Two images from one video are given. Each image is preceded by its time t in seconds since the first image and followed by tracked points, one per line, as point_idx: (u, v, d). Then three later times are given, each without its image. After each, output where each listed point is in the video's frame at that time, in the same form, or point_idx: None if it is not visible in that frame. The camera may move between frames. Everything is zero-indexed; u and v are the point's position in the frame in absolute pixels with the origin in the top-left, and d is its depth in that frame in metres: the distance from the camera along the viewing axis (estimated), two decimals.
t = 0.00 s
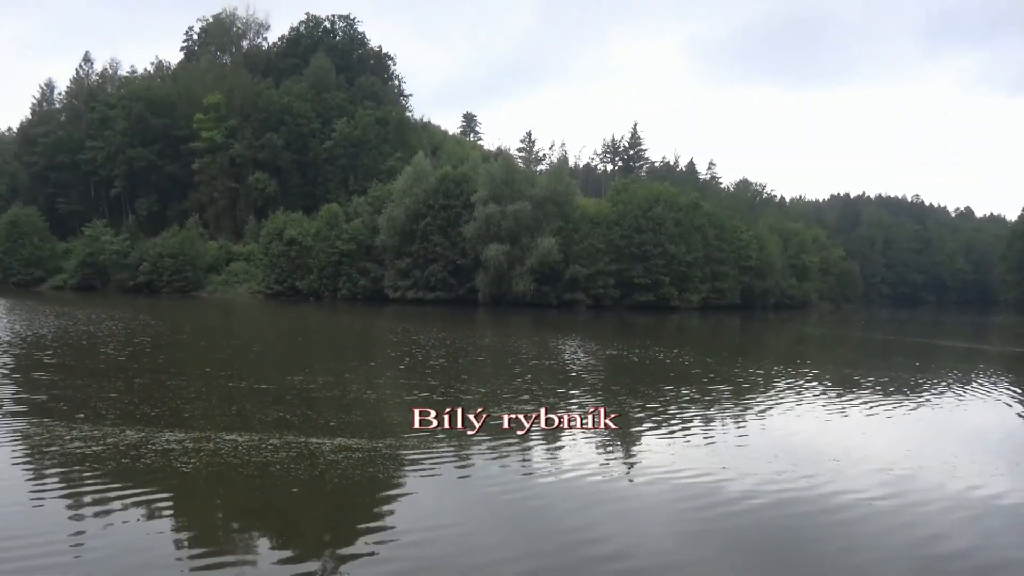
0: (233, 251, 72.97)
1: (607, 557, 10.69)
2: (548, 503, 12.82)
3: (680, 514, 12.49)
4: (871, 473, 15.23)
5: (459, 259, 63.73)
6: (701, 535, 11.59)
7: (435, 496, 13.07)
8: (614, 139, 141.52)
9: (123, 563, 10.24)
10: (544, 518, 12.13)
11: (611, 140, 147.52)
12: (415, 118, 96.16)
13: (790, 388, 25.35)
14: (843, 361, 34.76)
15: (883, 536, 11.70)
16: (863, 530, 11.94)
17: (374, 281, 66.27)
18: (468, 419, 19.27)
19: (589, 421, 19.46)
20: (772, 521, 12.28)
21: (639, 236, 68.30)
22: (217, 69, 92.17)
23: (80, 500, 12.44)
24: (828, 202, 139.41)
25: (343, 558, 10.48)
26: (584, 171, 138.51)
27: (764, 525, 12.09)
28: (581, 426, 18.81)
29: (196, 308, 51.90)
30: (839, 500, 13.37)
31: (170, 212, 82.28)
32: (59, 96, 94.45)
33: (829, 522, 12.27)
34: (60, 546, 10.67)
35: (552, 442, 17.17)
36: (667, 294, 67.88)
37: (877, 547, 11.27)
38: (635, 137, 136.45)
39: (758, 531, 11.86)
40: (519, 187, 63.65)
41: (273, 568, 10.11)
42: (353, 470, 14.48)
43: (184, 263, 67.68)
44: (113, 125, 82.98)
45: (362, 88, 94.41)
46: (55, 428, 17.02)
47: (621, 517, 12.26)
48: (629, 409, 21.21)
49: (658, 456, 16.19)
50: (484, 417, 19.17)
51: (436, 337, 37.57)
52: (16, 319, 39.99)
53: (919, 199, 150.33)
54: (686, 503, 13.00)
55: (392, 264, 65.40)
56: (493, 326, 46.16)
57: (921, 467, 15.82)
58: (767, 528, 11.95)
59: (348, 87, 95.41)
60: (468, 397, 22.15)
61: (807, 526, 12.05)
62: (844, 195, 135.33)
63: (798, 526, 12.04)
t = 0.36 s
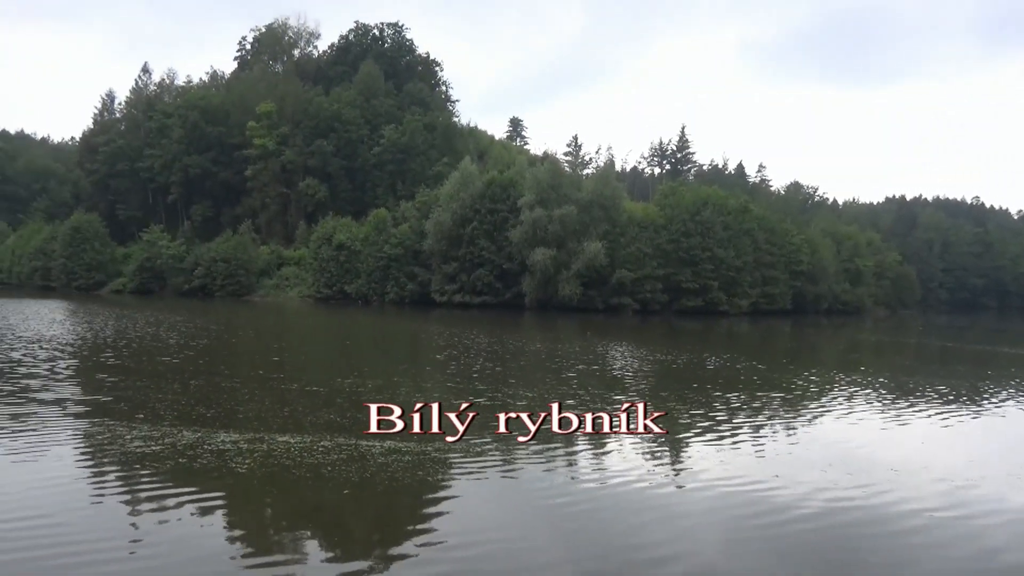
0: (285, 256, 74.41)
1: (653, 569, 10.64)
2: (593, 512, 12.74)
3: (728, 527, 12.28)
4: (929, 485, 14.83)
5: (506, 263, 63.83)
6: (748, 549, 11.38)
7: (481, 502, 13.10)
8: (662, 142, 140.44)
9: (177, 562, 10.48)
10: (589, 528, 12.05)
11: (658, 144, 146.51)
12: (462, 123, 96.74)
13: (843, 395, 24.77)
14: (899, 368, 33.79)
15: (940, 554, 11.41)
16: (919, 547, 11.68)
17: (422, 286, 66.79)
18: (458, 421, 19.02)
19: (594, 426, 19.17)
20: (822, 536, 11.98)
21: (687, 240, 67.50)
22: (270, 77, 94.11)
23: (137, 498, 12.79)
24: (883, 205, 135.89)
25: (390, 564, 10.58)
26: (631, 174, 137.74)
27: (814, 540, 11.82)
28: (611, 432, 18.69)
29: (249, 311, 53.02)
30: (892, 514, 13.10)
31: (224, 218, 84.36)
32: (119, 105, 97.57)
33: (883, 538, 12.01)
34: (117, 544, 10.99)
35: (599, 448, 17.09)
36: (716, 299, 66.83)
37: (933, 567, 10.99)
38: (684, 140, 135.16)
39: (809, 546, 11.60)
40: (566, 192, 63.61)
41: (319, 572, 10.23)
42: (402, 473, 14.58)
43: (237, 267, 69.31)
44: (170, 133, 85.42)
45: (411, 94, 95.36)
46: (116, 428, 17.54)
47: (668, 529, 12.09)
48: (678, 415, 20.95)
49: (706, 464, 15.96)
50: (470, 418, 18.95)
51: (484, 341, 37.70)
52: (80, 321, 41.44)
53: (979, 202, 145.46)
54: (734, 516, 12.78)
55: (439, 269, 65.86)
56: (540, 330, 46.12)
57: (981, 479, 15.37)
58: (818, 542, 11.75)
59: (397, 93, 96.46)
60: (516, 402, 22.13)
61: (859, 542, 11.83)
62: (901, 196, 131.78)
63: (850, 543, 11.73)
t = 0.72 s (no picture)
0: (333, 262, 75.52)
1: None
2: (639, 521, 12.63)
3: (778, 539, 12.01)
4: (990, 498, 14.38)
5: (551, 268, 63.68)
6: (799, 564, 11.10)
7: (527, 509, 13.06)
8: (708, 145, 138.78)
9: (229, 562, 10.71)
10: (634, 537, 11.91)
11: (706, 147, 144.93)
12: (507, 128, 96.99)
13: (898, 402, 24.14)
14: (958, 375, 32.71)
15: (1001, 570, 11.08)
16: (978, 562, 11.36)
17: (467, 291, 67.09)
18: (457, 421, 19.35)
19: (596, 428, 19.38)
20: (876, 551, 11.65)
21: (736, 243, 66.42)
22: (318, 86, 95.78)
23: (193, 499, 13.12)
24: (940, 207, 131.92)
25: (434, 569, 10.65)
26: (678, 178, 136.41)
27: (867, 555, 11.50)
28: (613, 432, 18.93)
29: (299, 316, 53.87)
30: (951, 527, 12.75)
31: (274, 224, 86.02)
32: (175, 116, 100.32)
33: (940, 553, 11.69)
34: (172, 543, 11.27)
35: (646, 454, 16.95)
36: (765, 304, 65.65)
37: None
38: (731, 143, 133.24)
39: (861, 561, 11.29)
40: (611, 196, 63.33)
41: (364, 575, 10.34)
42: (450, 477, 14.69)
43: (286, 272, 70.56)
44: (222, 142, 87.46)
45: (456, 101, 95.91)
46: (173, 430, 18.03)
47: (716, 539, 11.90)
48: (727, 421, 20.66)
49: (755, 471, 15.74)
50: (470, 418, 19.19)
51: (531, 347, 37.72)
52: (138, 326, 42.65)
53: None
54: (784, 527, 12.51)
55: (485, 274, 66.09)
56: (585, 335, 45.88)
57: None
58: (871, 555, 11.51)
59: (443, 100, 97.10)
60: (562, 407, 22.05)
61: (915, 555, 11.54)
62: (958, 197, 127.89)
63: (904, 559, 11.38)
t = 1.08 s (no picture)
0: (377, 265, 76.35)
1: None
2: (682, 528, 12.48)
3: (827, 550, 11.73)
4: None
5: (594, 271, 63.34)
6: None
7: (570, 513, 13.00)
8: (754, 147, 136.92)
9: (274, 561, 10.84)
10: (678, 544, 11.80)
11: (751, 149, 143.07)
12: (550, 132, 96.87)
13: (952, 410, 23.46)
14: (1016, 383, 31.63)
15: None
16: None
17: (509, 294, 67.16)
18: (457, 421, 19.54)
19: (595, 429, 19.59)
20: (926, 562, 11.35)
21: (782, 246, 65.20)
22: (362, 91, 97.05)
23: (239, 499, 13.35)
24: (996, 209, 127.86)
25: (476, 571, 10.70)
26: (722, 180, 134.88)
27: (916, 567, 11.19)
28: (613, 432, 19.16)
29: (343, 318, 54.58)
30: (1008, 540, 12.35)
31: (319, 228, 87.35)
32: (224, 122, 102.56)
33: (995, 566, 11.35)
34: (219, 541, 11.46)
35: (689, 459, 16.75)
36: (812, 308, 64.32)
37: None
38: (778, 145, 131.17)
39: (911, 573, 10.98)
40: (654, 199, 62.88)
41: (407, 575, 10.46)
42: (493, 480, 14.72)
43: (331, 275, 71.55)
44: (269, 147, 89.12)
45: (498, 104, 96.01)
46: (222, 430, 18.42)
47: (762, 548, 11.69)
48: (772, 427, 20.32)
49: (801, 478, 15.47)
50: (470, 418, 19.38)
51: (574, 350, 37.65)
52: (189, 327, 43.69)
53: None
54: (833, 537, 12.23)
55: (527, 277, 66.13)
56: (629, 339, 45.51)
57: None
58: (922, 566, 11.23)
59: (486, 104, 97.37)
60: (606, 411, 21.90)
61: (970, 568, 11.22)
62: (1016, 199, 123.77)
63: (955, 572, 11.06)
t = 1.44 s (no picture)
0: (422, 269, 76.98)
1: None
2: (730, 536, 12.34)
3: (879, 563, 11.47)
4: None
5: (639, 275, 62.85)
6: None
7: (617, 520, 12.91)
8: (803, 148, 134.59)
9: (323, 564, 10.98)
10: (723, 552, 11.72)
11: (800, 149, 140.71)
12: (594, 135, 96.51)
13: (1011, 417, 22.73)
14: None
15: None
16: None
17: (554, 297, 67.07)
18: (458, 421, 19.86)
19: (595, 429, 19.84)
20: None
21: (833, 249, 63.64)
22: (408, 97, 97.96)
23: (289, 501, 13.56)
24: None
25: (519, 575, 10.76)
26: (770, 181, 132.91)
27: None
28: (613, 432, 19.43)
29: (390, 322, 55.17)
30: None
31: (366, 233, 88.53)
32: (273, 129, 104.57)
33: None
34: (269, 542, 11.71)
35: (736, 465, 16.55)
36: (864, 312, 62.73)
37: None
38: (827, 145, 128.68)
39: None
40: (701, 201, 62.28)
41: None
42: (541, 484, 14.73)
43: (377, 279, 72.40)
44: (318, 154, 90.58)
45: (542, 108, 95.95)
46: (274, 431, 18.81)
47: (813, 560, 11.44)
48: (823, 433, 19.98)
49: (851, 486, 15.20)
50: (470, 418, 19.72)
51: (619, 354, 37.41)
52: (240, 331, 44.67)
53: None
54: (886, 550, 11.92)
55: (572, 281, 65.99)
56: (675, 343, 45.05)
57: None
58: None
59: (530, 108, 97.35)
60: (652, 416, 21.73)
61: None
62: None
63: None
